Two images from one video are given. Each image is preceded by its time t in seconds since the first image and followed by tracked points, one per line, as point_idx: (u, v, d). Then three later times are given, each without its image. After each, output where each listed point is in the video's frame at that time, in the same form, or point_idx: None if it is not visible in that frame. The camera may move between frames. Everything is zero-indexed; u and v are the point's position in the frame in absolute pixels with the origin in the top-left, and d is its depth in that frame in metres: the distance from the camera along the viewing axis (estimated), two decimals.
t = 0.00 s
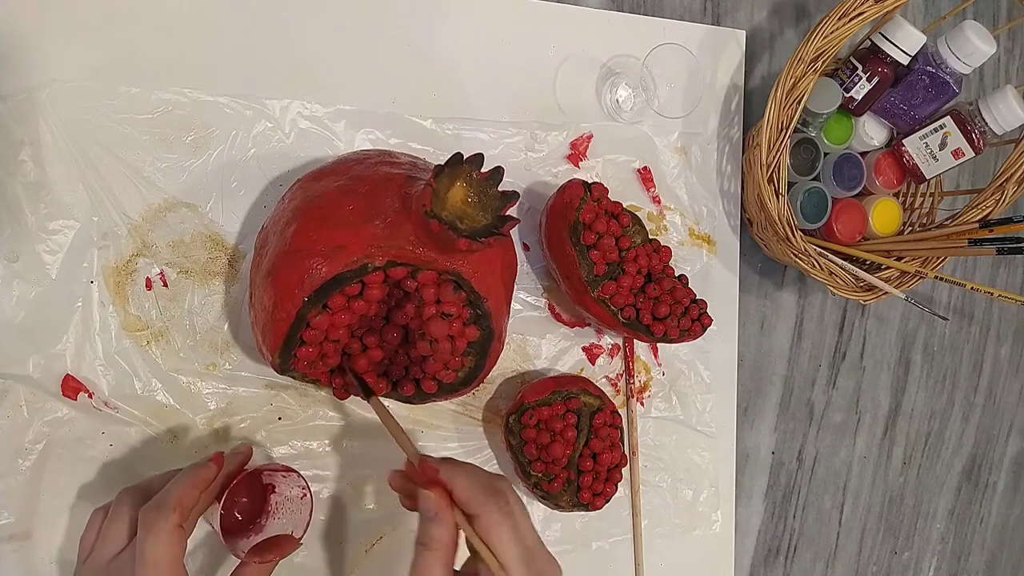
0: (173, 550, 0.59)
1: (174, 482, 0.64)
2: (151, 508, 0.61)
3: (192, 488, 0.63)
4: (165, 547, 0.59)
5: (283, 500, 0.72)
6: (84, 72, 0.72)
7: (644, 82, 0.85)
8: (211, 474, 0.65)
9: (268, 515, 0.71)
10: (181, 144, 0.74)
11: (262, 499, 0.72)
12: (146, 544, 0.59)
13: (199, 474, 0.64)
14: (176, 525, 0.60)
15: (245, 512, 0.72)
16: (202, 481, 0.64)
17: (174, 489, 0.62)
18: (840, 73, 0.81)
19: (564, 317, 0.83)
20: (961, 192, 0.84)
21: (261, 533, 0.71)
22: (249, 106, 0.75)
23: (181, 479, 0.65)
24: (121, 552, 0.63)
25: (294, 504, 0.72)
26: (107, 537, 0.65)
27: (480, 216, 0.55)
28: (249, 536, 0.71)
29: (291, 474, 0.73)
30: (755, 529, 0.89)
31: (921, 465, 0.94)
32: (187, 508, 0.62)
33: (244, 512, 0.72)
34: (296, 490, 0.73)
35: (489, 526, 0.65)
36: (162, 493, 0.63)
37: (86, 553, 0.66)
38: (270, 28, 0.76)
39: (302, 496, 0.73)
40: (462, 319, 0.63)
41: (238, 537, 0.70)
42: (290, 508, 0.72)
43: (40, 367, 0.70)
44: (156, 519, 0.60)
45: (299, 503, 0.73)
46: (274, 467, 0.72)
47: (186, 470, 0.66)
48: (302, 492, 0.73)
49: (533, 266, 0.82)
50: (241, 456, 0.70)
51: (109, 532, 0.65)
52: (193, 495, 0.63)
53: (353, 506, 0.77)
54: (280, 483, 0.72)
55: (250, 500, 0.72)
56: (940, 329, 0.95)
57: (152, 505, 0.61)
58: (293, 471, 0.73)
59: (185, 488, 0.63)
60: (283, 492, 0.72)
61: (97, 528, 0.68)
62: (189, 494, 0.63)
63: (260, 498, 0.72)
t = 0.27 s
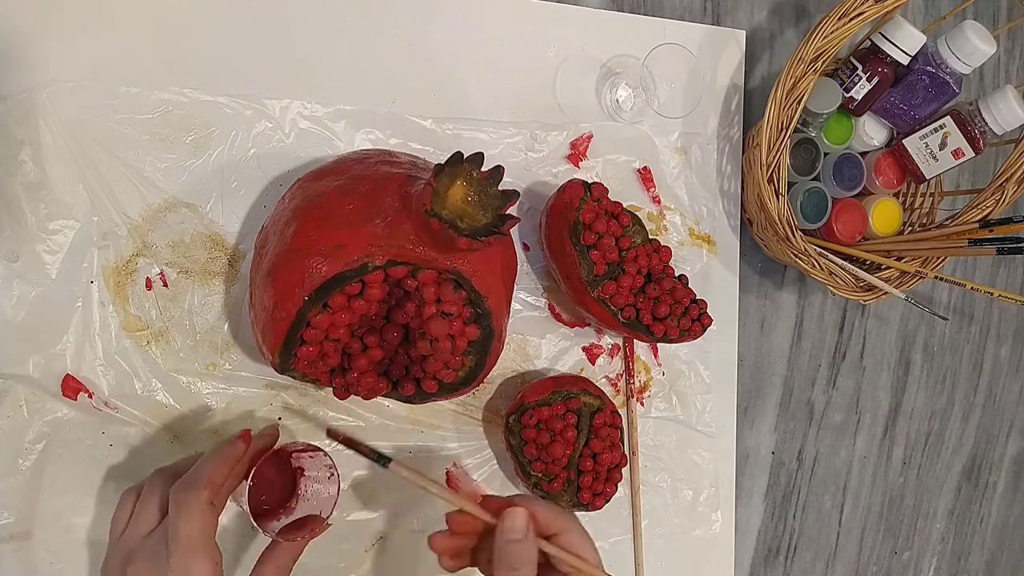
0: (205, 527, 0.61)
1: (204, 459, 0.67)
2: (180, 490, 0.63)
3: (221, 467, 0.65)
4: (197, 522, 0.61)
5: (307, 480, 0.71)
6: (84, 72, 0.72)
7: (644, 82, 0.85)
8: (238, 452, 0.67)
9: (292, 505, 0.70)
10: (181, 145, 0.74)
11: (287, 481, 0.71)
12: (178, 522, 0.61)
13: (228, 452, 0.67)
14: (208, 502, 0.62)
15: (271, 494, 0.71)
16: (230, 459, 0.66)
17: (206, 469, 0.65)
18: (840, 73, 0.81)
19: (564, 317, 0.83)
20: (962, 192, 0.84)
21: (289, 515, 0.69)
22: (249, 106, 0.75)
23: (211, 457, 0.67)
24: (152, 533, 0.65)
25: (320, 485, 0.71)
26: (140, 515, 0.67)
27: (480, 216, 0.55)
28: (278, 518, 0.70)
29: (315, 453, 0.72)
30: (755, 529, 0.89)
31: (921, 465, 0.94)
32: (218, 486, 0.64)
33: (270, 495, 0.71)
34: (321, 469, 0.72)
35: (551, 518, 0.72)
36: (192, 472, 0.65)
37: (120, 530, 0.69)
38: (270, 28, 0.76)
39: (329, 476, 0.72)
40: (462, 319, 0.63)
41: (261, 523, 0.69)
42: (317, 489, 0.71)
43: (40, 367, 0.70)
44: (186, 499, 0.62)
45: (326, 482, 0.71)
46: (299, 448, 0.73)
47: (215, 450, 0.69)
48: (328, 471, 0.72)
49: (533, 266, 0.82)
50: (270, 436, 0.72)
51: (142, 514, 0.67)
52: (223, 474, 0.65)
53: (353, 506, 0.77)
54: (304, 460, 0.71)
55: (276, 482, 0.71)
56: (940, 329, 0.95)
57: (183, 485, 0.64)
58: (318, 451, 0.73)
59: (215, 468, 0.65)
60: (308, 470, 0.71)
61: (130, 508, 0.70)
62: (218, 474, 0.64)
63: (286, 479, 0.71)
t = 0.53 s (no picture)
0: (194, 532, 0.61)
1: (194, 467, 0.65)
2: (169, 494, 0.63)
3: (210, 473, 0.64)
4: (186, 528, 0.60)
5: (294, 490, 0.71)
6: (84, 72, 0.72)
7: (644, 82, 0.85)
8: (229, 459, 0.66)
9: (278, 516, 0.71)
10: (181, 145, 0.74)
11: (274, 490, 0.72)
12: (168, 525, 0.60)
13: (218, 459, 0.65)
14: (198, 509, 0.62)
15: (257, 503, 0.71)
16: (220, 467, 0.65)
17: (196, 475, 0.64)
18: (840, 73, 0.81)
19: (564, 317, 0.83)
20: (962, 192, 0.84)
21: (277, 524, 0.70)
22: (249, 106, 0.75)
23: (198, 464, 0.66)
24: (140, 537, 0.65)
25: (307, 494, 0.72)
26: (127, 521, 0.66)
27: (480, 216, 0.55)
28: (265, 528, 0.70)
29: (302, 461, 0.72)
30: (756, 529, 0.89)
31: (921, 465, 0.94)
32: (208, 493, 0.63)
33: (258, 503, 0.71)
34: (307, 478, 0.72)
35: (493, 528, 0.67)
36: (182, 479, 0.64)
37: (103, 540, 0.67)
38: (270, 28, 0.76)
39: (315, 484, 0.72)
40: (462, 319, 0.63)
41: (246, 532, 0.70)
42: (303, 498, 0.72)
43: (40, 367, 0.70)
44: (176, 504, 0.61)
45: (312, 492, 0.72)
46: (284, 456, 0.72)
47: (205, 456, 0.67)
48: (314, 480, 0.72)
49: (533, 266, 0.82)
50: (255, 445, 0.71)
51: (129, 520, 0.66)
52: (213, 481, 0.64)
53: (353, 506, 0.77)
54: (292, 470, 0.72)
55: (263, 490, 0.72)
56: (940, 329, 0.95)
57: (172, 490, 0.63)
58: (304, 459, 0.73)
59: (205, 474, 0.64)
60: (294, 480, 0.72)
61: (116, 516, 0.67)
62: (208, 481, 0.63)
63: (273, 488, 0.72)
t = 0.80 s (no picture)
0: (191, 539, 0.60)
1: (190, 473, 0.65)
2: (167, 500, 0.62)
3: (209, 480, 0.64)
4: (184, 535, 0.60)
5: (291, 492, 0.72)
6: (84, 72, 0.72)
7: (644, 82, 0.85)
8: (226, 464, 0.66)
9: (270, 515, 0.70)
10: (181, 145, 0.74)
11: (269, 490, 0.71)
12: (165, 533, 0.60)
13: (217, 464, 0.66)
14: (196, 516, 0.62)
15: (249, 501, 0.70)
16: (218, 472, 0.65)
17: (193, 481, 0.64)
18: (840, 73, 0.81)
19: (564, 317, 0.83)
20: (961, 192, 0.84)
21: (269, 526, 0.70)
22: (249, 106, 0.75)
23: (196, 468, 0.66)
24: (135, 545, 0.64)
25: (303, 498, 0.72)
26: (121, 527, 0.65)
27: (481, 216, 0.55)
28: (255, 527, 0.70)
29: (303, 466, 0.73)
30: (756, 529, 0.89)
31: (920, 465, 0.94)
32: (206, 501, 0.63)
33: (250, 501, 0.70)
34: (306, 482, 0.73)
35: (506, 509, 0.68)
36: (179, 485, 0.64)
37: (98, 547, 0.67)
38: (270, 28, 0.76)
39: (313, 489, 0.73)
40: (462, 319, 0.63)
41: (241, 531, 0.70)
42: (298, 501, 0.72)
43: (40, 367, 0.70)
44: (175, 510, 0.61)
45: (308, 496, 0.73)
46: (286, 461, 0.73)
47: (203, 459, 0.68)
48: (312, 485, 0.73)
49: (533, 266, 0.82)
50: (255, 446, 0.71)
51: (124, 524, 0.66)
52: (211, 488, 0.64)
53: (353, 506, 0.77)
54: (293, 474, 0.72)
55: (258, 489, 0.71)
56: (940, 329, 0.95)
57: (170, 495, 0.63)
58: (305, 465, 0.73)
59: (204, 480, 0.64)
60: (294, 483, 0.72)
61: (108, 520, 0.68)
62: (206, 488, 0.63)
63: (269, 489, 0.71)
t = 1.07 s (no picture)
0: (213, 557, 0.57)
1: (210, 485, 0.61)
2: (188, 515, 0.59)
3: (231, 492, 0.61)
4: (205, 553, 0.57)
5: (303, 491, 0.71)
6: (84, 72, 0.72)
7: (644, 82, 0.85)
8: (247, 476, 0.63)
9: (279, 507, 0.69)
10: (181, 145, 0.74)
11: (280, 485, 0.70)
12: (186, 549, 0.57)
13: (238, 477, 0.62)
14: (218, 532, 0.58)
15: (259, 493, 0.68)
16: (241, 485, 0.62)
17: (214, 495, 0.60)
18: (840, 73, 0.81)
19: (564, 317, 0.83)
20: (961, 192, 0.84)
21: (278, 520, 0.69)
22: (249, 106, 0.75)
23: (221, 482, 0.62)
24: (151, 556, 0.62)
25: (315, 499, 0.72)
26: (139, 535, 0.64)
27: (481, 216, 0.55)
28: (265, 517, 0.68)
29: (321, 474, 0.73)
30: (756, 529, 0.89)
31: (921, 465, 0.94)
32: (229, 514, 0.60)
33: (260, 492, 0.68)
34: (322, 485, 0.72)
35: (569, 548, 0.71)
36: (200, 498, 0.60)
37: (115, 549, 0.66)
38: (270, 28, 0.76)
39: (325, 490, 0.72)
40: (462, 319, 0.63)
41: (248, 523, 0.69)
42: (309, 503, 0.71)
43: (40, 367, 0.70)
44: (195, 526, 0.58)
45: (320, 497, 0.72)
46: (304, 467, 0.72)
47: (224, 469, 0.64)
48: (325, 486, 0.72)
49: (533, 266, 0.82)
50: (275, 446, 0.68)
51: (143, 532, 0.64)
52: (233, 499, 0.61)
53: (353, 506, 0.77)
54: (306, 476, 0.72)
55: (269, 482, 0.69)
56: (940, 329, 0.95)
57: (189, 514, 0.59)
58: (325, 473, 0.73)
59: (225, 493, 0.60)
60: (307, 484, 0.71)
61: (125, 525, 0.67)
62: (228, 500, 0.60)
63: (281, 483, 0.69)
